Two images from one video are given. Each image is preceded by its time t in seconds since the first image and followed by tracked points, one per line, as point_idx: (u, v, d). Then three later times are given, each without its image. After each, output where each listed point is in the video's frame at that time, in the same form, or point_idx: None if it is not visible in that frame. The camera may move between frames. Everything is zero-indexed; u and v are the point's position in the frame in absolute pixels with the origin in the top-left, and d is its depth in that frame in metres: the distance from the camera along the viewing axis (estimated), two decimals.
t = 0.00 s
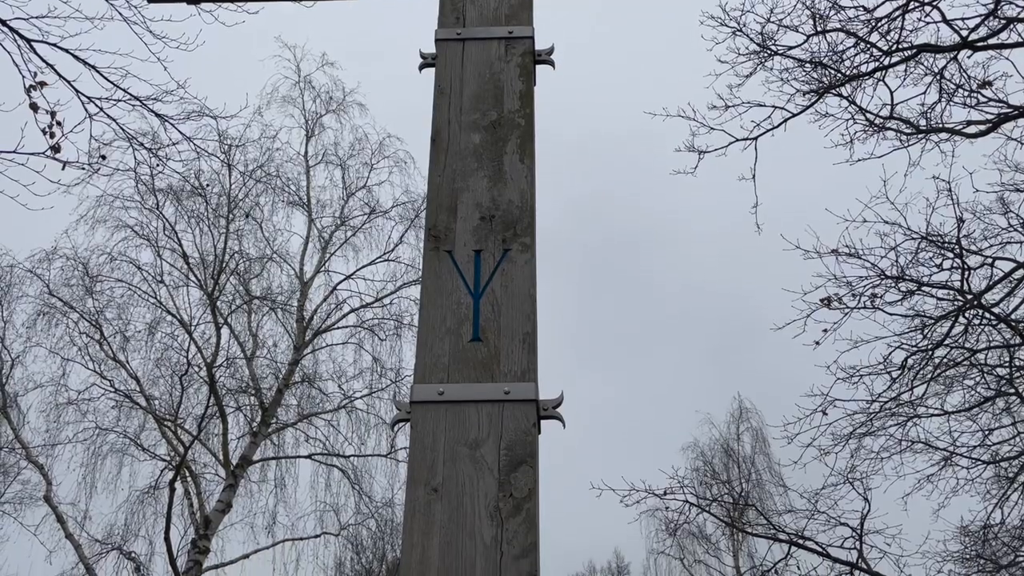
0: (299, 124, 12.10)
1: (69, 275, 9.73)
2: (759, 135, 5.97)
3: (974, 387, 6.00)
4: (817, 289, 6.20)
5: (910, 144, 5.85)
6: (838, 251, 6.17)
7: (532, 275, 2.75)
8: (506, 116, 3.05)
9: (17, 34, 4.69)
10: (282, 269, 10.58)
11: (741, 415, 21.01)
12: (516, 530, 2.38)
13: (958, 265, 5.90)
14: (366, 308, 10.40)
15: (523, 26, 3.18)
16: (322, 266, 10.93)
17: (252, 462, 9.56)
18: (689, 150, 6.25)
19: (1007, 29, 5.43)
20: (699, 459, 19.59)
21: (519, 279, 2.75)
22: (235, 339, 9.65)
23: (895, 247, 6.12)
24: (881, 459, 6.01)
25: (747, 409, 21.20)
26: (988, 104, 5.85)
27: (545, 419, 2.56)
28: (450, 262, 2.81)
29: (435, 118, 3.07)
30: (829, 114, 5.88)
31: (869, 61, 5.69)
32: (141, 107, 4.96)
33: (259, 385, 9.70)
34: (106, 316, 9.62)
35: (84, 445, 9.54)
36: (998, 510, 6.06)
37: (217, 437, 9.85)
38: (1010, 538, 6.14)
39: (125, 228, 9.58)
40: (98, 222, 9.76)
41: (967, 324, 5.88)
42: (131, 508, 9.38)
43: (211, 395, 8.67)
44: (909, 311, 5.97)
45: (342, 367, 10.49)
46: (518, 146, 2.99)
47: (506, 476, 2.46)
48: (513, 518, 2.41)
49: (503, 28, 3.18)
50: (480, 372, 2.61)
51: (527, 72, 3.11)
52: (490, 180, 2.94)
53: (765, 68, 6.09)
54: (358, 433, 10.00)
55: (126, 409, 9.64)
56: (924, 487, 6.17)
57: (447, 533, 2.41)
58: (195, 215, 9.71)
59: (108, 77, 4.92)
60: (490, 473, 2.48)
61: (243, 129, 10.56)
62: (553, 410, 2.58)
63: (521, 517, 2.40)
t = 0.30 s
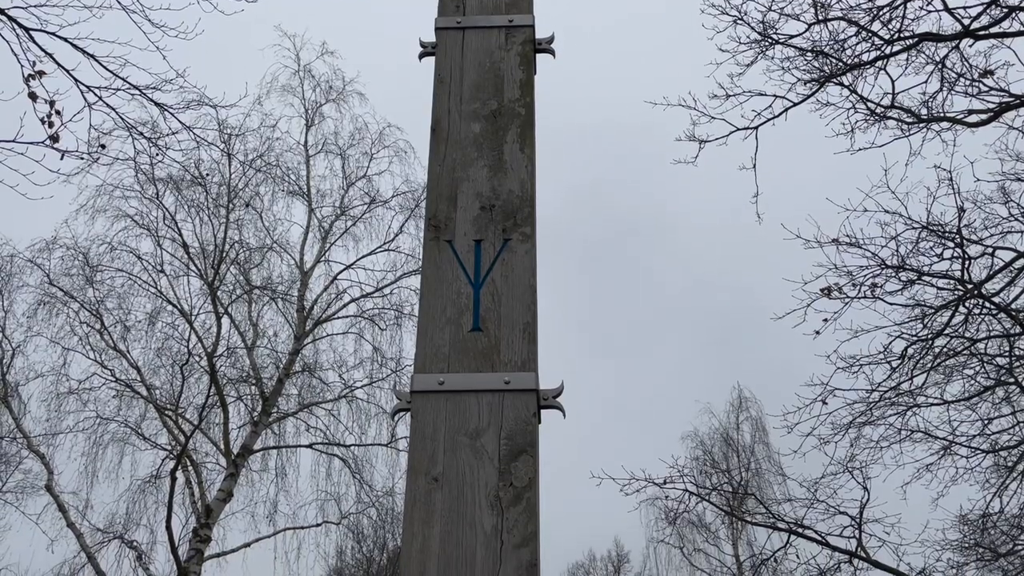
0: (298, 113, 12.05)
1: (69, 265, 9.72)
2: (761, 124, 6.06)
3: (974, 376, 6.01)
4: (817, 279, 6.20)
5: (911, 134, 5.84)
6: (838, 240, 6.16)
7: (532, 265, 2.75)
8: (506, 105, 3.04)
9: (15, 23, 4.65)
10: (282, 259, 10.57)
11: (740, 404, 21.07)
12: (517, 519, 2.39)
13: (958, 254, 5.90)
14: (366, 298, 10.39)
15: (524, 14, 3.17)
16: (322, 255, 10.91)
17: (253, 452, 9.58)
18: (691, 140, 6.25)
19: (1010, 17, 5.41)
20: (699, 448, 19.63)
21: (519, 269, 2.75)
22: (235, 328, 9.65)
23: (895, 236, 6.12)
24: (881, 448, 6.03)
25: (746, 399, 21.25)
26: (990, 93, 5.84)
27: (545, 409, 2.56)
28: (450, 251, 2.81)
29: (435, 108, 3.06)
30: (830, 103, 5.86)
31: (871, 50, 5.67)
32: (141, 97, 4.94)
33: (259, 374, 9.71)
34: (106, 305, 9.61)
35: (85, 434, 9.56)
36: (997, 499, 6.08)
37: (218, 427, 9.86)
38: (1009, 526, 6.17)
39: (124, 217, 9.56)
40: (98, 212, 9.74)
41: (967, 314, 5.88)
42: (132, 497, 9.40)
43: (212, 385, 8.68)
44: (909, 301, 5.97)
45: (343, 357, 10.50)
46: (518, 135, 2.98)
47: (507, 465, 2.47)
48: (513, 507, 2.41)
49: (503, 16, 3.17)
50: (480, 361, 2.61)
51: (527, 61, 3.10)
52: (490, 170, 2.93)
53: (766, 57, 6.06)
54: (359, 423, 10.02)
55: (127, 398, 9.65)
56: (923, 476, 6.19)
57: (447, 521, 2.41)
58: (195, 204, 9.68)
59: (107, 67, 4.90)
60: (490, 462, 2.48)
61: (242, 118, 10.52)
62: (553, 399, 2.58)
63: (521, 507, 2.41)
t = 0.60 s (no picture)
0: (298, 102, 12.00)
1: (69, 255, 9.71)
2: (761, 113, 5.99)
3: (974, 365, 6.01)
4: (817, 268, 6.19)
5: (912, 123, 5.82)
6: (839, 230, 6.16)
7: (532, 254, 2.75)
8: (506, 94, 3.03)
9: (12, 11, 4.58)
10: (282, 249, 10.56)
11: (741, 393, 21.09)
12: (517, 508, 2.40)
13: (959, 244, 5.89)
14: (366, 288, 10.38)
15: (524, 3, 3.16)
16: (322, 245, 10.90)
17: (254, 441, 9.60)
18: (692, 129, 6.23)
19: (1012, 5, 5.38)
20: (699, 436, 19.65)
21: (519, 259, 2.74)
22: (235, 318, 9.65)
23: (896, 225, 6.11)
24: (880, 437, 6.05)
25: (746, 388, 21.27)
26: (992, 82, 5.81)
27: (546, 398, 2.56)
28: (450, 241, 2.81)
29: (435, 96, 3.05)
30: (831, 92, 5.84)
31: (873, 39, 5.65)
32: (140, 86, 4.91)
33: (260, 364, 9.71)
34: (107, 295, 9.61)
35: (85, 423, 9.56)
36: (997, 488, 6.09)
37: (219, 416, 9.87)
38: (1008, 515, 6.18)
39: (124, 207, 9.54)
40: (98, 202, 9.72)
41: (967, 303, 5.88)
42: (133, 486, 9.42)
43: (212, 374, 8.68)
44: (909, 290, 5.97)
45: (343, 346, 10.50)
46: (518, 124, 2.98)
47: (507, 454, 2.47)
48: (514, 496, 2.42)
49: (503, 5, 3.16)
50: (480, 351, 2.61)
51: (528, 50, 3.08)
52: (490, 159, 2.93)
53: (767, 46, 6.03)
54: (359, 412, 10.02)
55: (128, 388, 9.66)
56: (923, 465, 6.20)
57: (447, 511, 2.42)
58: (195, 193, 9.65)
59: (105, 55, 4.84)
60: (491, 451, 2.48)
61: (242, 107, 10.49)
62: (553, 389, 2.58)
63: (521, 496, 2.42)
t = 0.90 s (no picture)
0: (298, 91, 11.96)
1: (70, 245, 9.70)
2: (761, 102, 5.98)
3: (974, 354, 6.01)
4: (818, 258, 6.18)
5: (914, 112, 5.80)
6: (840, 220, 6.15)
7: (532, 244, 2.74)
8: (506, 83, 3.01)
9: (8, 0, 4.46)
10: (283, 239, 10.54)
11: (741, 382, 21.13)
12: (517, 497, 2.40)
13: (960, 233, 5.89)
14: (366, 278, 10.37)
15: None
16: (323, 235, 10.88)
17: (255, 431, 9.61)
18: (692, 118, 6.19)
19: None
20: (700, 426, 19.68)
21: (520, 248, 2.74)
22: (235, 308, 9.65)
23: (897, 215, 6.10)
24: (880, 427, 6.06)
25: (747, 377, 21.31)
26: (993, 71, 5.79)
27: (546, 388, 2.56)
28: (450, 231, 2.80)
29: (435, 85, 3.04)
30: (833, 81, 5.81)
31: (874, 28, 5.62)
32: (139, 75, 4.87)
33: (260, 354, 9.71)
34: (107, 285, 9.61)
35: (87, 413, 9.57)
36: (996, 477, 6.10)
37: (220, 405, 9.89)
38: (1006, 504, 6.20)
39: (124, 196, 9.52)
40: (98, 191, 9.69)
41: (967, 293, 5.87)
42: (135, 475, 9.44)
43: (213, 364, 8.69)
44: (910, 280, 5.97)
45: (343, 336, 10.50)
46: (518, 113, 2.96)
47: (507, 444, 2.48)
48: (514, 486, 2.42)
49: None
50: (480, 341, 2.61)
51: (528, 38, 3.07)
52: (490, 148, 2.92)
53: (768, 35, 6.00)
54: (360, 402, 10.03)
55: (129, 377, 9.67)
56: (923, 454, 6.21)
57: (448, 500, 2.42)
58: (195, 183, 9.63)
59: (103, 43, 4.72)
60: (491, 441, 2.49)
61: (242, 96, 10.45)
62: (553, 379, 2.58)
63: (521, 485, 2.42)
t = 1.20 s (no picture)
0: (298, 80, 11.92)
1: (69, 234, 9.68)
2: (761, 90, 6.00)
3: (974, 344, 6.02)
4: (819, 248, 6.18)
5: (914, 101, 5.78)
6: (840, 209, 6.14)
7: (532, 234, 2.73)
8: (506, 72, 3.00)
9: None
10: (283, 228, 10.53)
11: (741, 371, 21.17)
12: (518, 487, 2.40)
13: (961, 223, 5.88)
14: (367, 268, 10.37)
15: None
16: (323, 224, 10.86)
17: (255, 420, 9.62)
18: (692, 107, 6.15)
19: None
20: (700, 415, 19.72)
21: (520, 238, 2.73)
22: (236, 297, 9.64)
23: (898, 204, 6.09)
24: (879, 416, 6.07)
25: (746, 366, 21.35)
26: (995, 60, 5.77)
27: (546, 377, 2.56)
28: (450, 221, 2.79)
29: (435, 74, 3.02)
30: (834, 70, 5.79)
31: (876, 16, 5.60)
32: (139, 64, 4.89)
33: (261, 343, 9.72)
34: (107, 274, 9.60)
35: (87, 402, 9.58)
36: (995, 466, 6.11)
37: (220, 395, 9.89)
38: (1005, 493, 6.22)
39: (124, 186, 9.51)
40: (97, 180, 9.67)
41: (968, 283, 5.87)
42: (136, 465, 9.46)
43: (214, 353, 8.69)
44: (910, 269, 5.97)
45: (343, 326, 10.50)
46: (518, 102, 2.95)
47: (507, 433, 2.47)
48: (514, 475, 2.42)
49: None
50: (481, 331, 2.61)
51: (528, 27, 3.05)
52: (490, 138, 2.90)
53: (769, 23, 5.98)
54: (360, 391, 10.04)
55: (129, 367, 9.67)
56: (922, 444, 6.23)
57: (449, 490, 2.42)
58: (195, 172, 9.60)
59: (102, 33, 4.78)
60: (491, 430, 2.48)
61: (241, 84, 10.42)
62: (553, 369, 2.57)
63: (521, 475, 2.41)
